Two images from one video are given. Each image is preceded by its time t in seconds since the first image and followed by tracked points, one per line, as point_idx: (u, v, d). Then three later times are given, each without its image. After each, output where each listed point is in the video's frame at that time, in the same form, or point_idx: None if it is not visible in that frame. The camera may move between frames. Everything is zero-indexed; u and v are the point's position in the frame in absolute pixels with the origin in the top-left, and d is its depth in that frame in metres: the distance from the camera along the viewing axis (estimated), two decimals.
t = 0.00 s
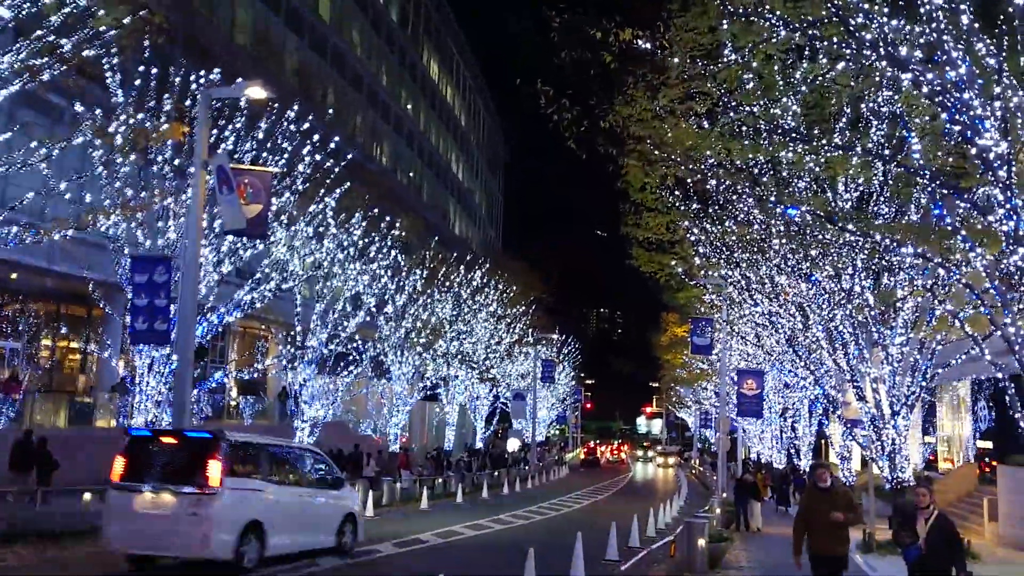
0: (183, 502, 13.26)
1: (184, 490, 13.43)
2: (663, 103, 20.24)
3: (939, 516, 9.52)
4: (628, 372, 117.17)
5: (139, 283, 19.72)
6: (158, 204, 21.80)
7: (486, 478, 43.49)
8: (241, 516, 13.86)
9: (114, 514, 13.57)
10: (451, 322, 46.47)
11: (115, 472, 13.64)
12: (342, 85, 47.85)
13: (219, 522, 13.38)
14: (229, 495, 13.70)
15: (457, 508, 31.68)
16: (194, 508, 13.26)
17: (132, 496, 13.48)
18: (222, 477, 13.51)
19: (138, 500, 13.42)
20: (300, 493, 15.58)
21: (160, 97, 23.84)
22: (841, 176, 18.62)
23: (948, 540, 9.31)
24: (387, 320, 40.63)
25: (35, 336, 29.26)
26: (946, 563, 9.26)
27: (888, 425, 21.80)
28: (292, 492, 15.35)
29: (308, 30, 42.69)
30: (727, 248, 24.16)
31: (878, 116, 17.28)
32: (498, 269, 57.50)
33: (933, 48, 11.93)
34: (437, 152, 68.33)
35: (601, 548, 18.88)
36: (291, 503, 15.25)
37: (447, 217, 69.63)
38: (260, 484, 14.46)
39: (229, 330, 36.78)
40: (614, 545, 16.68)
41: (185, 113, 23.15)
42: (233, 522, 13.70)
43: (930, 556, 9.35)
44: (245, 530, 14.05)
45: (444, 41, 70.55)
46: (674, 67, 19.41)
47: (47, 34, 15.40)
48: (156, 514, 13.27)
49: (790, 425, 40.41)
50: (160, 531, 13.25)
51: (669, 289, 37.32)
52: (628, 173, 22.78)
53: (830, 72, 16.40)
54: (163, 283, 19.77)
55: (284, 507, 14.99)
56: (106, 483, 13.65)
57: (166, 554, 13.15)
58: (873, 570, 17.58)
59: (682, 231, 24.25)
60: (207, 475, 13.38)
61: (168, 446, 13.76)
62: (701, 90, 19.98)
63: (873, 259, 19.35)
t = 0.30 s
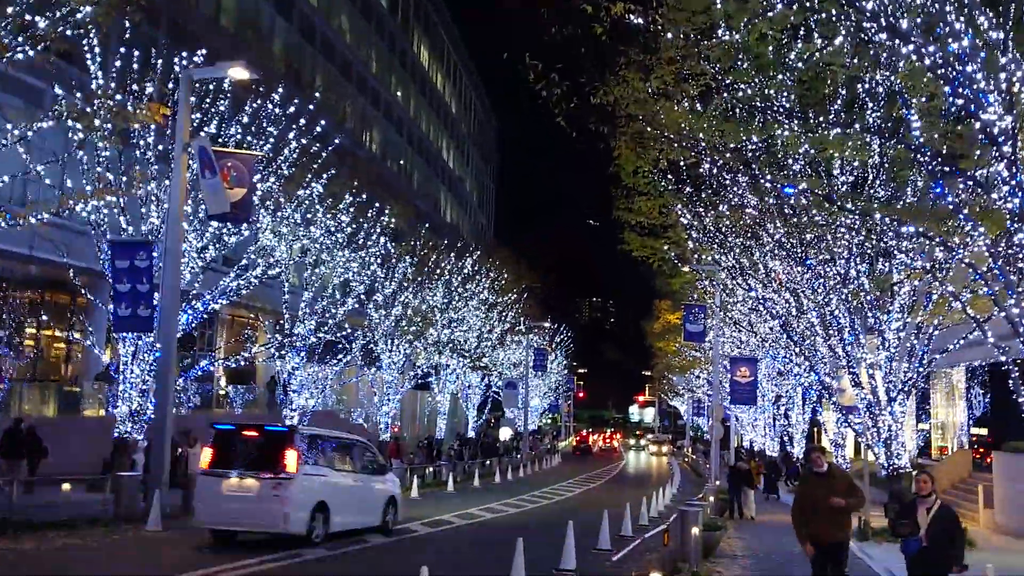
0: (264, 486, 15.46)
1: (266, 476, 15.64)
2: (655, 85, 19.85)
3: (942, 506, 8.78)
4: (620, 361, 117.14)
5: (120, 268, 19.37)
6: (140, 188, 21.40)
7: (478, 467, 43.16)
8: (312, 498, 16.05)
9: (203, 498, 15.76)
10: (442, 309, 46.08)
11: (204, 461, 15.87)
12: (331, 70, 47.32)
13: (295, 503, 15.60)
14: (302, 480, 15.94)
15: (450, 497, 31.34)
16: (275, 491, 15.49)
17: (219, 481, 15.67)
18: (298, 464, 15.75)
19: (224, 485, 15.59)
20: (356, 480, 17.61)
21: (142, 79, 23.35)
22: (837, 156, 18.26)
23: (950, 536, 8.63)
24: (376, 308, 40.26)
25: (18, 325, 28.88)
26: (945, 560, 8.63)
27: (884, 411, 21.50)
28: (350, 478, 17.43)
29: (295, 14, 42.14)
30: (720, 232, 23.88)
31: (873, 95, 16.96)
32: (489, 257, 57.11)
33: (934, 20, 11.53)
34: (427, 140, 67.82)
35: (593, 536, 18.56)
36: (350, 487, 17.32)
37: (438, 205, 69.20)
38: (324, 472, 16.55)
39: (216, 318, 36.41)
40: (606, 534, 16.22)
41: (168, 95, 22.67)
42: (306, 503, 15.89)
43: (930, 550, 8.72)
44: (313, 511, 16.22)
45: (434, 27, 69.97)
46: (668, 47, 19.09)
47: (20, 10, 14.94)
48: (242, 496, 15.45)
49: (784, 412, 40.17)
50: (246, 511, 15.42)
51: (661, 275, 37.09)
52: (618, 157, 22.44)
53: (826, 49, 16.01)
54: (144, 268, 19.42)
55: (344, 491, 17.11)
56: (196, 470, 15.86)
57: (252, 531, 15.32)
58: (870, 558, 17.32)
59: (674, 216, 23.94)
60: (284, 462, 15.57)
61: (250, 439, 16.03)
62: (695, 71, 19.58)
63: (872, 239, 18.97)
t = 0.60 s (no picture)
0: (322, 476, 17.87)
1: (323, 466, 18.06)
2: (646, 67, 19.42)
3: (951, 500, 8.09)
4: (614, 350, 116.79)
5: (101, 258, 18.94)
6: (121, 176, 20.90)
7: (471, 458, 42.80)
8: (362, 486, 18.41)
9: (269, 486, 18.15)
10: (434, 300, 45.67)
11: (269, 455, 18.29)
12: (319, 59, 46.81)
13: (348, 489, 18.01)
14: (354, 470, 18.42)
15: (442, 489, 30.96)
16: (333, 479, 17.89)
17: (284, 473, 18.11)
18: (350, 456, 18.22)
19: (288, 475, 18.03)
20: (396, 471, 19.99)
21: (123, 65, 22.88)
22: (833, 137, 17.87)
23: (954, 537, 8.07)
24: (367, 299, 39.81)
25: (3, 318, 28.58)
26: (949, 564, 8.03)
27: (881, 399, 21.30)
28: (389, 469, 19.78)
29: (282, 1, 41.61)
30: (714, 218, 23.49)
31: (868, 75, 16.58)
32: (481, 247, 56.67)
33: None
34: (418, 129, 67.34)
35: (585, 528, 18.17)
36: (390, 477, 19.66)
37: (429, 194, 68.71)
38: (370, 464, 19.02)
39: (204, 310, 35.93)
40: (599, 526, 15.88)
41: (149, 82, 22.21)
42: (357, 490, 18.29)
43: (937, 554, 8.08)
44: (363, 497, 18.58)
45: (424, 15, 69.40)
46: (660, 27, 18.65)
47: None
48: (305, 483, 17.85)
49: (778, 401, 39.88)
50: (308, 496, 17.81)
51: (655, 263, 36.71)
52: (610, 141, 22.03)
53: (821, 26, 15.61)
54: (126, 258, 18.97)
55: (385, 479, 19.42)
56: (263, 463, 18.29)
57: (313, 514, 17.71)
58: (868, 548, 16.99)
59: (667, 202, 23.53)
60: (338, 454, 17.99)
61: (309, 436, 18.53)
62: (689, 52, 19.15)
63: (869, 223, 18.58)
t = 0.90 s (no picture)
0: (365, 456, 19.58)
1: (364, 447, 19.77)
2: (639, 40, 18.94)
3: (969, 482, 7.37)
4: (608, 335, 116.54)
5: (82, 239, 18.46)
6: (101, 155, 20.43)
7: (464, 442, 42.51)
8: (398, 466, 20.14)
9: (315, 466, 19.84)
10: (425, 284, 45.25)
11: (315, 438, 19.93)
12: (308, 39, 46.29)
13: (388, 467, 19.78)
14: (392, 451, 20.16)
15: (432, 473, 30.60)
16: (374, 459, 19.61)
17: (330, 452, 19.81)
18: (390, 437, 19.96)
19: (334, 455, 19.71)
20: (426, 449, 21.73)
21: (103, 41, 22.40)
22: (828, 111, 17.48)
23: (968, 518, 7.36)
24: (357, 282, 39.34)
25: None
26: (967, 550, 7.32)
27: (877, 379, 20.99)
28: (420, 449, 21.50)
29: None
30: (709, 197, 23.06)
31: (867, 49, 16.18)
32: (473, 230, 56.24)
33: None
34: (410, 112, 66.81)
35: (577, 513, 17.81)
36: (420, 455, 21.33)
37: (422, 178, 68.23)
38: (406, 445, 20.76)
39: (193, 294, 35.53)
40: (590, 509, 15.62)
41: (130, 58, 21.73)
42: (394, 467, 20.01)
43: (950, 539, 7.38)
44: (399, 475, 20.33)
45: None
46: None
47: None
48: (349, 463, 19.56)
49: (772, 383, 39.62)
50: (352, 475, 19.52)
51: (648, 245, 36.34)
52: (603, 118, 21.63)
53: None
54: (107, 239, 18.52)
55: (417, 459, 21.12)
56: (310, 445, 20.01)
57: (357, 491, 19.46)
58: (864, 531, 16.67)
59: (661, 181, 23.05)
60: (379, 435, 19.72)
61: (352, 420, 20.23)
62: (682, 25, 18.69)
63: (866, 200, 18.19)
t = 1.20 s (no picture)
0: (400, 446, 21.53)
1: (398, 436, 21.85)
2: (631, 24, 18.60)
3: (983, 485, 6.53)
4: (604, 324, 116.20)
5: (66, 228, 18.18)
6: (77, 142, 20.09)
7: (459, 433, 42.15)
8: (428, 453, 22.31)
9: (354, 453, 21.87)
10: (419, 274, 44.82)
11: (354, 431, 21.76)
12: (299, 27, 45.86)
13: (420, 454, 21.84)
14: (422, 440, 22.19)
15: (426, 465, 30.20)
16: (408, 446, 21.76)
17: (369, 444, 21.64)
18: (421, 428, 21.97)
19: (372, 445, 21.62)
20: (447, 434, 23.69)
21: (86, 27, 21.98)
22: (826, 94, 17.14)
23: (990, 524, 6.52)
24: (350, 273, 38.96)
25: None
26: (990, 560, 6.48)
27: (876, 367, 20.74)
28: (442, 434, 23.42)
29: None
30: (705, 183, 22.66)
31: (864, 31, 15.83)
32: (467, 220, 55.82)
33: None
34: (404, 101, 66.34)
35: (572, 505, 17.50)
36: (444, 443, 23.42)
37: (416, 167, 67.79)
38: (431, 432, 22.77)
39: (183, 285, 35.16)
40: (585, 502, 15.28)
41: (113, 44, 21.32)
42: (424, 455, 22.14)
43: (970, 549, 6.57)
44: (429, 461, 22.49)
45: None
46: None
47: None
48: (386, 451, 21.65)
49: (769, 372, 39.32)
50: (390, 461, 21.59)
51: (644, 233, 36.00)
52: (597, 103, 21.31)
53: None
54: (91, 228, 18.21)
55: (443, 447, 23.22)
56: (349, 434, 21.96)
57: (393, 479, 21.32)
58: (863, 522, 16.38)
59: (656, 166, 22.51)
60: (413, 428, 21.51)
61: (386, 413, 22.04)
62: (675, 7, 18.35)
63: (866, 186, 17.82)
